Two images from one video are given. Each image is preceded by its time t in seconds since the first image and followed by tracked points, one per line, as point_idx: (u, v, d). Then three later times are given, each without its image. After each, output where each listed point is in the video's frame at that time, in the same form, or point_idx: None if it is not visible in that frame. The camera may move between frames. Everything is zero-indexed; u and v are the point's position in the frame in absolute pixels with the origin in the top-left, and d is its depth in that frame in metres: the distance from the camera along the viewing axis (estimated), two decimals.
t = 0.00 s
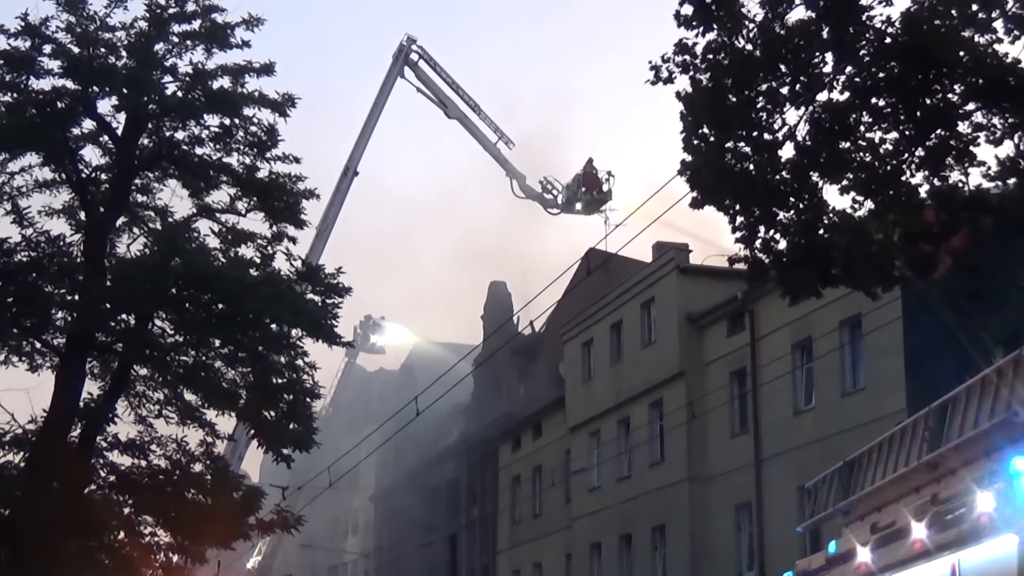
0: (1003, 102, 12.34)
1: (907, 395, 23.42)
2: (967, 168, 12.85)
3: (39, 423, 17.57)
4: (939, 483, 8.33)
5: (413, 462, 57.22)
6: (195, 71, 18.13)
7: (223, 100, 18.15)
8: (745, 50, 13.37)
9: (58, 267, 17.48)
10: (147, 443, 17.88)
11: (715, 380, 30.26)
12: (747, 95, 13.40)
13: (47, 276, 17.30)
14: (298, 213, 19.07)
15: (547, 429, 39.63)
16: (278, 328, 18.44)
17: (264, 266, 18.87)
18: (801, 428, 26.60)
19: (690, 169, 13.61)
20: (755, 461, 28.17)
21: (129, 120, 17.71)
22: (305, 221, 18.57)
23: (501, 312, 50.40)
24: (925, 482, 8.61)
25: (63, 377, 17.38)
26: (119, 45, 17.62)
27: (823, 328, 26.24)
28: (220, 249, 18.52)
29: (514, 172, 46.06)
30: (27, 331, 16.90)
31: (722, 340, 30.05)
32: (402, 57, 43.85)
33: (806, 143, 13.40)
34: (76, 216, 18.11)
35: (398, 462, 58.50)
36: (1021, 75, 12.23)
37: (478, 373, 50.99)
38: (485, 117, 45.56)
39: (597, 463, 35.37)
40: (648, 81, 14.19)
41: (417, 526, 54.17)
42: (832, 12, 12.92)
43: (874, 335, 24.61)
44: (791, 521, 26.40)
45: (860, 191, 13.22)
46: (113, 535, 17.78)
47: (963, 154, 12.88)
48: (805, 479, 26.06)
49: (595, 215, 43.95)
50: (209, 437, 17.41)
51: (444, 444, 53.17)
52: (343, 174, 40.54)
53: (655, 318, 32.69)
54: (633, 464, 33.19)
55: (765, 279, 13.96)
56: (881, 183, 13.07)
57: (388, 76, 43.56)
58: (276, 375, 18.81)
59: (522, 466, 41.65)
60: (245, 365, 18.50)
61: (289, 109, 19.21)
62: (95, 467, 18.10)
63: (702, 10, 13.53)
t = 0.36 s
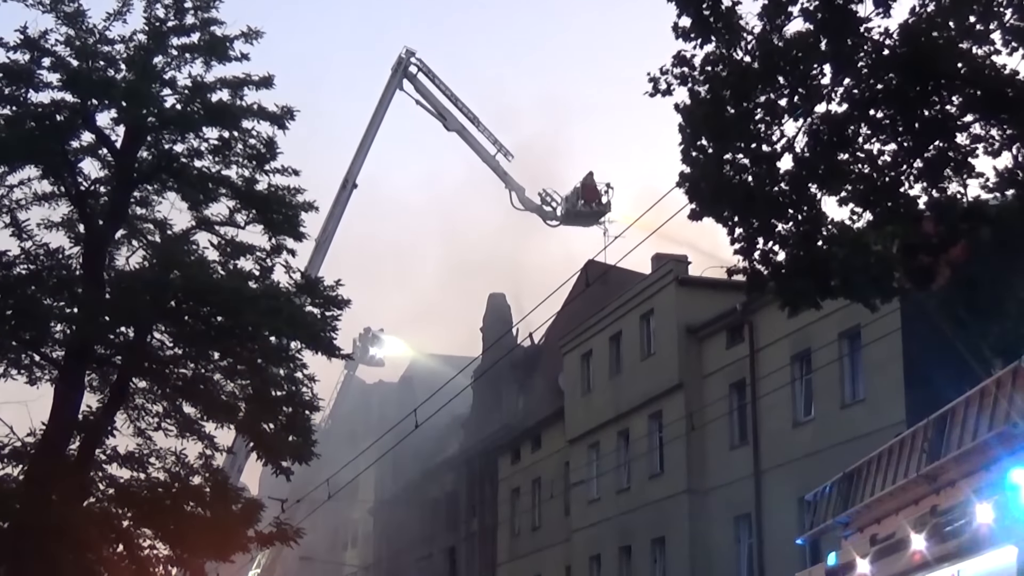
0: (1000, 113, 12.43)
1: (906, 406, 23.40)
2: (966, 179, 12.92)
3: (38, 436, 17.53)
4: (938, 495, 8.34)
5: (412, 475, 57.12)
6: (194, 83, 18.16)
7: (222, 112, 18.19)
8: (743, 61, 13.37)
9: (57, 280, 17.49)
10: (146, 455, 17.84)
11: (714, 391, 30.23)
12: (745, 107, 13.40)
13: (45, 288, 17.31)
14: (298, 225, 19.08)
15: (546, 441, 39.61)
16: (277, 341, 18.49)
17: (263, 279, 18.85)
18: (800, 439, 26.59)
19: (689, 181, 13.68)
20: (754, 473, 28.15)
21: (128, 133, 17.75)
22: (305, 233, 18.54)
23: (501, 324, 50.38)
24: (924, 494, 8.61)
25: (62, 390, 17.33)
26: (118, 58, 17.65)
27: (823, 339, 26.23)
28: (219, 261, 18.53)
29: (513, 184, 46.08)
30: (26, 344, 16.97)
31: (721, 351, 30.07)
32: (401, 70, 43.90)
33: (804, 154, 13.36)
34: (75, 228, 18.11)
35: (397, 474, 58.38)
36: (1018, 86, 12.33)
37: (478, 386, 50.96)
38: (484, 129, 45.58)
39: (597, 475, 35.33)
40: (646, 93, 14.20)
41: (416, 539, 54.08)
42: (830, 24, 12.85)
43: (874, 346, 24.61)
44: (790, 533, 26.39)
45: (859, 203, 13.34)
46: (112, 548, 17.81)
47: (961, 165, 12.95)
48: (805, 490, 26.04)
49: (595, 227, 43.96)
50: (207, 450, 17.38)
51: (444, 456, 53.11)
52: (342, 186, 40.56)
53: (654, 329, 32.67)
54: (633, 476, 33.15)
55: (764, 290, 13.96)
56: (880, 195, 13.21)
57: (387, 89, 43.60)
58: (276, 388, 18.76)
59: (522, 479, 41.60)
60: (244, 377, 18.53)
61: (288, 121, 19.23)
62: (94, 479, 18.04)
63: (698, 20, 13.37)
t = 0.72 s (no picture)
0: (998, 123, 12.41)
1: (905, 417, 23.41)
2: (964, 190, 12.88)
3: (36, 448, 17.52)
4: (936, 505, 8.35)
5: (411, 486, 57.03)
6: (193, 95, 18.15)
7: (221, 124, 18.18)
8: (742, 73, 13.45)
9: (55, 291, 17.51)
10: (145, 468, 17.87)
11: (713, 402, 30.22)
12: (742, 119, 13.42)
13: (45, 300, 17.34)
14: (297, 237, 19.08)
15: (545, 452, 39.57)
16: (276, 352, 18.57)
17: (263, 291, 18.86)
18: (799, 450, 26.57)
19: (688, 193, 13.69)
20: (753, 484, 28.13)
21: (127, 145, 17.71)
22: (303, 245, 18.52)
23: (500, 335, 50.37)
24: (923, 504, 8.60)
25: (61, 403, 17.36)
26: (117, 70, 17.67)
27: (822, 350, 26.23)
28: (218, 273, 18.54)
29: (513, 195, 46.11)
30: (25, 356, 17.05)
31: (720, 362, 30.04)
32: (400, 81, 43.96)
33: (802, 165, 13.45)
34: (74, 240, 18.13)
35: (397, 486, 58.29)
36: (1016, 97, 12.37)
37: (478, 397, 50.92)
38: (483, 141, 45.63)
39: (596, 486, 35.30)
40: (644, 104, 14.26)
41: (415, 550, 54.01)
42: (827, 35, 13.05)
43: (873, 357, 24.62)
44: (789, 544, 26.37)
45: (857, 214, 13.32)
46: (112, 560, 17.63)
47: (960, 176, 12.91)
48: (804, 501, 26.03)
49: (594, 238, 43.98)
50: (206, 462, 17.35)
51: (443, 467, 53.06)
52: (341, 198, 40.62)
53: (653, 340, 32.66)
54: (632, 487, 33.12)
55: (762, 301, 13.94)
56: (879, 206, 13.22)
57: (386, 101, 43.65)
58: (274, 400, 18.60)
59: (521, 490, 41.55)
60: (243, 390, 18.46)
61: (287, 134, 19.26)
62: (93, 492, 17.98)
63: (698, 33, 13.57)
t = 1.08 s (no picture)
0: (998, 130, 12.27)
1: (904, 423, 23.41)
2: (963, 197, 12.89)
3: (35, 454, 17.47)
4: (935, 512, 8.37)
5: (410, 492, 57.00)
6: (193, 101, 18.16)
7: (220, 130, 18.20)
8: (741, 80, 13.50)
9: (55, 296, 17.46)
10: (144, 473, 17.84)
11: (712, 408, 30.20)
12: (742, 125, 13.45)
13: (43, 305, 17.29)
14: (296, 242, 19.11)
15: (544, 458, 39.54)
16: (275, 357, 18.48)
17: (262, 296, 18.89)
18: (798, 456, 26.56)
19: (687, 199, 13.68)
20: (752, 490, 28.12)
21: (126, 150, 17.75)
22: (303, 250, 18.58)
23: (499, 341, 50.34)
24: (922, 512, 8.61)
25: (60, 408, 17.35)
26: (117, 75, 17.66)
27: (821, 356, 26.21)
28: (218, 279, 18.52)
29: (512, 201, 46.13)
30: (25, 361, 17.02)
31: (719, 369, 30.02)
32: (400, 88, 43.99)
33: (801, 172, 13.46)
34: (74, 245, 18.13)
35: (395, 491, 58.25)
36: (1016, 104, 12.16)
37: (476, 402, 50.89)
38: (483, 147, 45.65)
39: (595, 492, 35.29)
40: (644, 110, 14.30)
41: (413, 556, 53.97)
42: (826, 42, 13.11)
43: (872, 363, 24.62)
44: (789, 550, 26.37)
45: (856, 220, 13.33)
46: (108, 565, 17.68)
47: (958, 183, 12.93)
48: (803, 507, 26.03)
49: (593, 244, 43.98)
50: (205, 467, 17.32)
51: (442, 474, 53.03)
52: (341, 203, 40.60)
53: (652, 346, 32.66)
54: (631, 493, 33.10)
55: (761, 308, 13.93)
56: (878, 212, 13.21)
57: (386, 107, 43.67)
58: (272, 405, 18.59)
59: (520, 496, 41.54)
60: (242, 395, 18.51)
61: (287, 139, 19.27)
62: (91, 497, 17.91)
63: (697, 39, 13.61)
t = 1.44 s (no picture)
0: (995, 122, 12.17)
1: (902, 414, 23.43)
2: (961, 188, 12.87)
3: (33, 447, 17.44)
4: (932, 503, 8.50)
5: (408, 484, 57.03)
6: (189, 94, 18.14)
7: (217, 124, 18.17)
8: (738, 72, 13.47)
9: (52, 290, 17.48)
10: (142, 466, 17.84)
11: (710, 400, 30.23)
12: (739, 117, 13.49)
13: (40, 299, 17.33)
14: (293, 235, 19.05)
15: (542, 450, 39.56)
16: (273, 350, 18.48)
17: (259, 289, 18.81)
18: (796, 448, 26.58)
19: (684, 191, 13.70)
20: (750, 482, 28.15)
21: (123, 144, 17.69)
22: (300, 243, 18.54)
23: (496, 334, 50.35)
24: (919, 503, 8.76)
25: (58, 401, 17.33)
26: (113, 69, 17.64)
27: (818, 348, 26.20)
28: (214, 272, 18.41)
29: (509, 194, 46.11)
30: (21, 355, 16.99)
31: (717, 361, 30.01)
32: (396, 81, 43.93)
33: (799, 164, 13.40)
34: (70, 239, 18.09)
35: (393, 484, 58.25)
36: (1013, 96, 12.04)
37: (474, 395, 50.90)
38: (480, 140, 45.62)
39: (593, 484, 35.31)
40: (641, 103, 14.28)
41: (411, 548, 54.01)
42: (823, 35, 13.13)
43: (868, 355, 24.63)
44: (787, 541, 26.39)
45: (853, 212, 13.29)
46: (107, 559, 17.61)
47: (956, 174, 12.89)
48: (801, 498, 26.06)
49: (590, 237, 43.97)
50: (202, 460, 17.35)
51: (439, 466, 53.05)
52: (338, 196, 40.52)
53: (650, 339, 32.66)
54: (629, 485, 33.14)
55: (759, 299, 13.96)
56: (875, 204, 13.17)
57: (383, 100, 43.62)
58: (270, 398, 18.72)
59: (518, 488, 41.58)
60: (239, 388, 18.47)
61: (283, 132, 19.24)
62: (89, 490, 17.86)
63: (694, 31, 13.60)
